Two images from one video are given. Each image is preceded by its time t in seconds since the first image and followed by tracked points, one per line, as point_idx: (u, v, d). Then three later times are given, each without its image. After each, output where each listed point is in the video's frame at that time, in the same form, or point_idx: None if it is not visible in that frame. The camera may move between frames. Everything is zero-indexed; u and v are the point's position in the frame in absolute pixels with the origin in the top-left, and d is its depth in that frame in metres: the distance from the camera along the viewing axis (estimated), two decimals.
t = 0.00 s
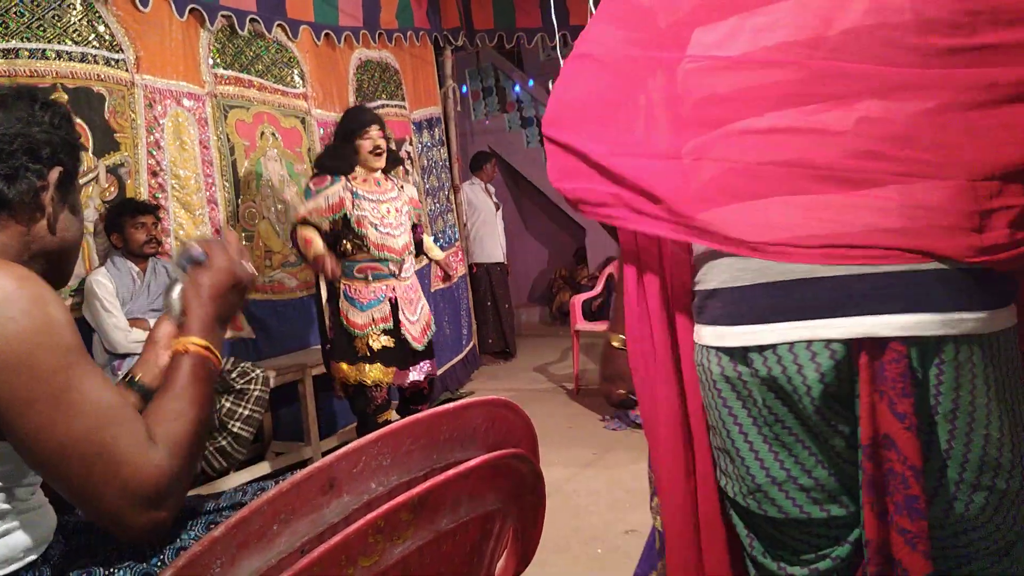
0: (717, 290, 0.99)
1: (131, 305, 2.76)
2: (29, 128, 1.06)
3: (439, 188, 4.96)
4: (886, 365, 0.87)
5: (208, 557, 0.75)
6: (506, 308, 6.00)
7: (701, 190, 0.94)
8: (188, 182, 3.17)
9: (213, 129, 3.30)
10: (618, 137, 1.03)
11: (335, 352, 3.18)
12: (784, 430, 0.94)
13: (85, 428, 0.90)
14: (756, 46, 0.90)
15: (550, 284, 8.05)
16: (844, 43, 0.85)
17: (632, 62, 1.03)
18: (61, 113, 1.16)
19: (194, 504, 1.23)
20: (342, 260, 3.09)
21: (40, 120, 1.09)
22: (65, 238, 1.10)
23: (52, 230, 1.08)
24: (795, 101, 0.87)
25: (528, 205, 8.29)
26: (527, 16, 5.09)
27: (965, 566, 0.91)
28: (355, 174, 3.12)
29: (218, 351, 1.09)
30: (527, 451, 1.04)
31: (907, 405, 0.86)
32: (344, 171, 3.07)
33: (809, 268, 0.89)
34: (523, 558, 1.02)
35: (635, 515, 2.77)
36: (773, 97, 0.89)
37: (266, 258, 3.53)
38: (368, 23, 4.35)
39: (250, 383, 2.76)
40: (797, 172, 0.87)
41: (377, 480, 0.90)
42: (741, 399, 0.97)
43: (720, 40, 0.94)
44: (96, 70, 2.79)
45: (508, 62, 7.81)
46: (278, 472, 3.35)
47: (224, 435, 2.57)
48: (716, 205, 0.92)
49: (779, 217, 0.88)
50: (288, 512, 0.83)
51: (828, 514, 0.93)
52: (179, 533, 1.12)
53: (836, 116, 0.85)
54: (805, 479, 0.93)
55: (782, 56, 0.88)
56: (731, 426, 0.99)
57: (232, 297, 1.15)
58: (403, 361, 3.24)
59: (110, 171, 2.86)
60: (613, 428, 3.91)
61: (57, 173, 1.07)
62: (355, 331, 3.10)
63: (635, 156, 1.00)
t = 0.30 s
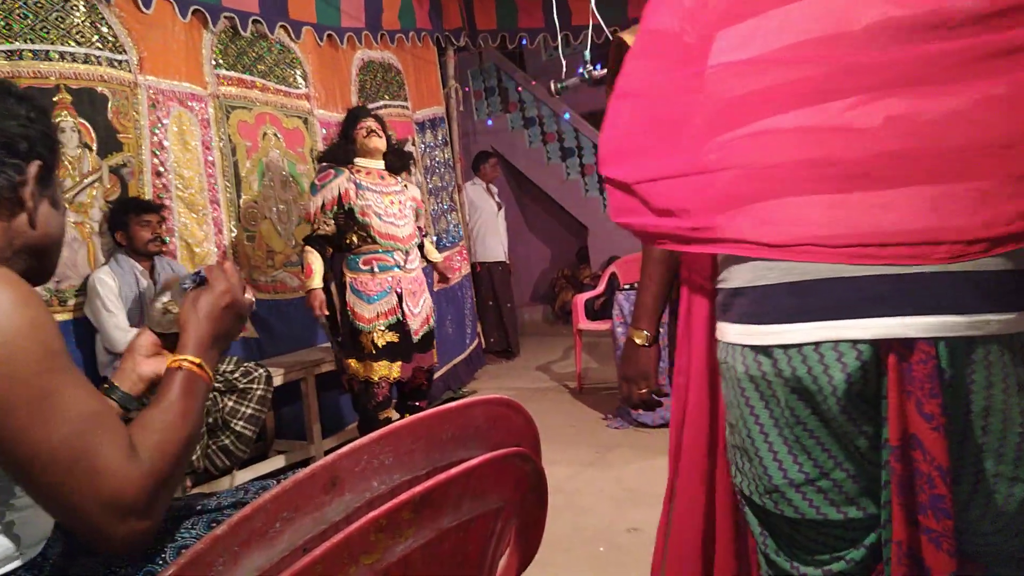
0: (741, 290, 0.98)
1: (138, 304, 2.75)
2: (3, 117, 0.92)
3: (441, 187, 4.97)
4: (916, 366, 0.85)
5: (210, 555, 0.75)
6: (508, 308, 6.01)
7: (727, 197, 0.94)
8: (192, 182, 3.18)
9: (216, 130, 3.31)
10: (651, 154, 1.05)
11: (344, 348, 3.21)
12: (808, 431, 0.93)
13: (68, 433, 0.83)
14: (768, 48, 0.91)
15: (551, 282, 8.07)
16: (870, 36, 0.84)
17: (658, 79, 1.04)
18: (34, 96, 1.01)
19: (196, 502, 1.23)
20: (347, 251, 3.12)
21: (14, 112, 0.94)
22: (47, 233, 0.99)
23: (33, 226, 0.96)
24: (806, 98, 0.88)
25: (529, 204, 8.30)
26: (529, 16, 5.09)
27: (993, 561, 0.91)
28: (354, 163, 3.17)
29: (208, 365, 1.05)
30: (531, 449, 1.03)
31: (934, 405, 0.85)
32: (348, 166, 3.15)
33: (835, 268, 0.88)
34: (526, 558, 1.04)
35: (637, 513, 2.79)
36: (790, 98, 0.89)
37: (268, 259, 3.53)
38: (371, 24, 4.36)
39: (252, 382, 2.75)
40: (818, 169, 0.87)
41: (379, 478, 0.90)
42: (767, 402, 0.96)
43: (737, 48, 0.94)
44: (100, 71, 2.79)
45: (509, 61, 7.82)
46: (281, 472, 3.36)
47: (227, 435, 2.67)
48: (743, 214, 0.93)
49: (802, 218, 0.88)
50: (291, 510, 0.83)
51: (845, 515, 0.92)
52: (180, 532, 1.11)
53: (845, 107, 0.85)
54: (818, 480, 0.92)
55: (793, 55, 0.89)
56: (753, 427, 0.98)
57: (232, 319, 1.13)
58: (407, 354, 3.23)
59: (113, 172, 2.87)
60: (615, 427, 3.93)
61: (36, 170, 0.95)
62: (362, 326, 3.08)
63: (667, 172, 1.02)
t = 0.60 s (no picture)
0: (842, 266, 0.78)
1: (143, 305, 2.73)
2: None
3: (445, 189, 4.97)
4: None
5: (215, 557, 0.67)
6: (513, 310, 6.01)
7: (827, 184, 0.74)
8: (197, 184, 3.19)
9: (220, 132, 3.32)
10: (727, 126, 0.81)
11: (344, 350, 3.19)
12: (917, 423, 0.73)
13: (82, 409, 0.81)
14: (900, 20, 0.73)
15: (557, 284, 8.06)
16: None
17: (748, 42, 0.82)
18: (24, 97, 1.01)
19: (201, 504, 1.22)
20: (351, 253, 3.13)
21: (1, 108, 0.94)
22: (38, 230, 0.97)
23: (23, 222, 0.95)
24: (943, 78, 0.70)
25: (534, 206, 8.30)
26: (531, 17, 5.10)
27: None
28: (356, 165, 3.18)
29: (174, 294, 1.03)
30: (536, 450, 0.98)
31: None
32: (349, 167, 3.15)
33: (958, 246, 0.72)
34: (530, 558, 1.00)
35: (642, 514, 2.78)
36: (923, 75, 0.71)
37: (272, 260, 3.54)
38: (374, 25, 4.37)
39: (258, 383, 2.76)
40: (953, 155, 0.69)
41: (383, 479, 0.81)
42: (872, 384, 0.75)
43: (863, 15, 0.75)
44: (104, 73, 2.81)
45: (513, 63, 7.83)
46: (285, 473, 3.36)
47: (232, 437, 2.68)
48: (841, 200, 0.73)
49: (919, 206, 0.70)
50: (297, 512, 0.75)
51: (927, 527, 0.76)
52: (186, 533, 1.10)
53: (980, 89, 0.69)
54: (920, 482, 0.74)
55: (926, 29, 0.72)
56: (841, 413, 0.77)
57: (162, 225, 1.06)
58: (414, 354, 3.20)
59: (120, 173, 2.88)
60: (620, 428, 3.91)
61: (23, 163, 0.95)
62: (364, 326, 3.09)
63: (765, 138, 0.78)
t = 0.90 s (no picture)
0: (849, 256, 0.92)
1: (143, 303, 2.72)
2: None
3: (445, 187, 4.97)
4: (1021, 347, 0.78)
5: (214, 554, 0.67)
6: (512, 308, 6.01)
7: (848, 162, 0.92)
8: (197, 182, 3.19)
9: (220, 130, 3.32)
10: (774, 112, 1.03)
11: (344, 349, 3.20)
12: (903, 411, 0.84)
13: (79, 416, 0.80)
14: (935, 17, 0.87)
15: (556, 282, 8.07)
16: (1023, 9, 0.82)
17: (804, 40, 1.01)
18: (25, 99, 1.01)
19: (196, 501, 1.22)
20: (351, 252, 3.13)
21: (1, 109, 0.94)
22: (35, 230, 0.97)
23: (19, 223, 0.94)
24: (953, 77, 0.85)
25: (534, 205, 8.30)
26: (531, 16, 5.10)
27: None
28: (356, 164, 3.17)
29: (174, 304, 1.01)
30: (534, 450, 0.98)
31: None
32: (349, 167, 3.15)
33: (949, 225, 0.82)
34: (529, 557, 1.01)
35: (641, 512, 2.78)
36: (941, 71, 0.86)
37: (272, 258, 3.54)
38: (374, 24, 4.37)
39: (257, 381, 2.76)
40: (945, 145, 0.84)
41: (383, 478, 0.82)
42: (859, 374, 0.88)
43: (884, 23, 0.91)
44: (104, 71, 2.81)
45: (513, 62, 7.83)
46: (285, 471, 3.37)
47: (230, 435, 2.67)
48: (857, 178, 0.91)
49: (916, 188, 0.86)
50: (295, 510, 0.74)
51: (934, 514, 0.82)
52: (181, 532, 1.10)
53: (985, 84, 0.83)
54: (911, 466, 0.83)
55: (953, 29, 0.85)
56: (841, 403, 0.91)
57: (161, 240, 1.05)
58: (411, 355, 3.21)
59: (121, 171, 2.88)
60: (619, 427, 3.93)
61: (22, 165, 0.94)
62: (363, 326, 3.10)
63: (785, 128, 1.00)
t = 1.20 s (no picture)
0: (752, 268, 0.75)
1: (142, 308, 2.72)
2: None
3: (447, 187, 4.97)
4: (892, 361, 0.63)
5: (216, 554, 0.67)
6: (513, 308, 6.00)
7: (784, 197, 0.69)
8: (198, 181, 3.19)
9: (221, 130, 3.32)
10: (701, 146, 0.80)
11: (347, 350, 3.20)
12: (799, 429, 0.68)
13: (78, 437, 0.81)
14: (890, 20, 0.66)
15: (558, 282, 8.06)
16: None
17: (733, 57, 0.79)
18: (21, 95, 1.01)
19: (198, 501, 1.22)
20: (353, 252, 3.12)
21: None
22: (32, 230, 0.97)
23: (15, 223, 0.94)
24: (919, 84, 0.64)
25: (535, 204, 8.29)
26: (532, 15, 5.09)
27: None
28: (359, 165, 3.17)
29: (183, 346, 1.03)
30: (535, 449, 0.98)
31: (925, 400, 0.63)
32: (350, 167, 3.16)
33: (848, 232, 0.65)
34: (530, 557, 1.00)
35: (642, 513, 2.78)
36: (900, 83, 0.64)
37: (273, 258, 3.54)
38: (375, 23, 4.37)
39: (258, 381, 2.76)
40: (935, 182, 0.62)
41: (383, 478, 0.82)
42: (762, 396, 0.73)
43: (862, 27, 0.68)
44: (105, 70, 2.81)
45: (514, 62, 7.83)
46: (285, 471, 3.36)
47: (231, 434, 2.63)
48: (786, 210, 0.69)
49: (858, 227, 0.65)
50: (296, 509, 0.74)
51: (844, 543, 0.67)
52: (184, 532, 1.10)
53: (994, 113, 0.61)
54: (815, 474, 0.67)
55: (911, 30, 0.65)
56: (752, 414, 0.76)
57: (181, 294, 1.07)
58: (411, 355, 3.21)
59: (123, 170, 2.89)
60: (620, 426, 3.92)
61: (17, 163, 0.94)
62: (365, 326, 3.10)
63: (733, 154, 0.75)
